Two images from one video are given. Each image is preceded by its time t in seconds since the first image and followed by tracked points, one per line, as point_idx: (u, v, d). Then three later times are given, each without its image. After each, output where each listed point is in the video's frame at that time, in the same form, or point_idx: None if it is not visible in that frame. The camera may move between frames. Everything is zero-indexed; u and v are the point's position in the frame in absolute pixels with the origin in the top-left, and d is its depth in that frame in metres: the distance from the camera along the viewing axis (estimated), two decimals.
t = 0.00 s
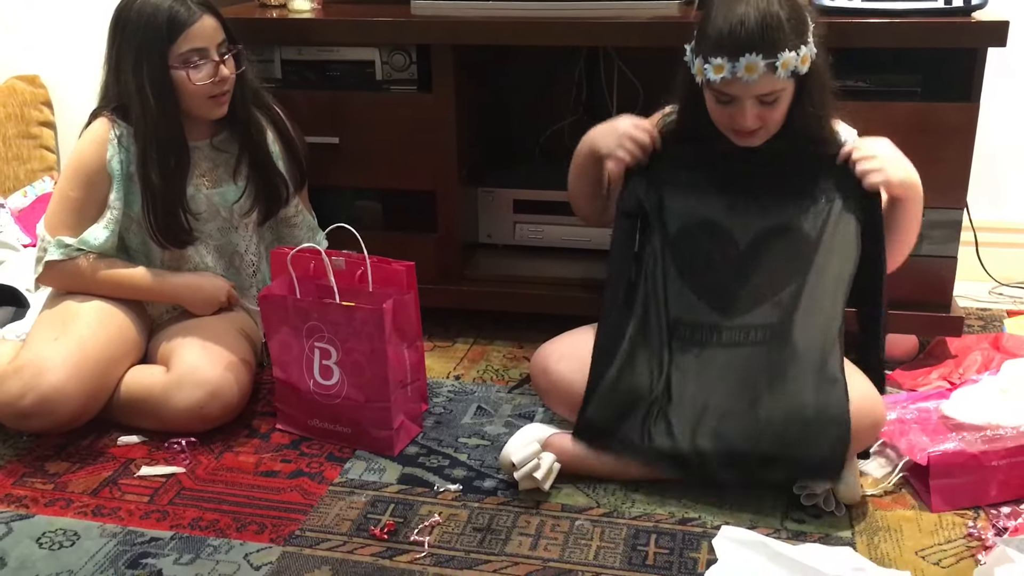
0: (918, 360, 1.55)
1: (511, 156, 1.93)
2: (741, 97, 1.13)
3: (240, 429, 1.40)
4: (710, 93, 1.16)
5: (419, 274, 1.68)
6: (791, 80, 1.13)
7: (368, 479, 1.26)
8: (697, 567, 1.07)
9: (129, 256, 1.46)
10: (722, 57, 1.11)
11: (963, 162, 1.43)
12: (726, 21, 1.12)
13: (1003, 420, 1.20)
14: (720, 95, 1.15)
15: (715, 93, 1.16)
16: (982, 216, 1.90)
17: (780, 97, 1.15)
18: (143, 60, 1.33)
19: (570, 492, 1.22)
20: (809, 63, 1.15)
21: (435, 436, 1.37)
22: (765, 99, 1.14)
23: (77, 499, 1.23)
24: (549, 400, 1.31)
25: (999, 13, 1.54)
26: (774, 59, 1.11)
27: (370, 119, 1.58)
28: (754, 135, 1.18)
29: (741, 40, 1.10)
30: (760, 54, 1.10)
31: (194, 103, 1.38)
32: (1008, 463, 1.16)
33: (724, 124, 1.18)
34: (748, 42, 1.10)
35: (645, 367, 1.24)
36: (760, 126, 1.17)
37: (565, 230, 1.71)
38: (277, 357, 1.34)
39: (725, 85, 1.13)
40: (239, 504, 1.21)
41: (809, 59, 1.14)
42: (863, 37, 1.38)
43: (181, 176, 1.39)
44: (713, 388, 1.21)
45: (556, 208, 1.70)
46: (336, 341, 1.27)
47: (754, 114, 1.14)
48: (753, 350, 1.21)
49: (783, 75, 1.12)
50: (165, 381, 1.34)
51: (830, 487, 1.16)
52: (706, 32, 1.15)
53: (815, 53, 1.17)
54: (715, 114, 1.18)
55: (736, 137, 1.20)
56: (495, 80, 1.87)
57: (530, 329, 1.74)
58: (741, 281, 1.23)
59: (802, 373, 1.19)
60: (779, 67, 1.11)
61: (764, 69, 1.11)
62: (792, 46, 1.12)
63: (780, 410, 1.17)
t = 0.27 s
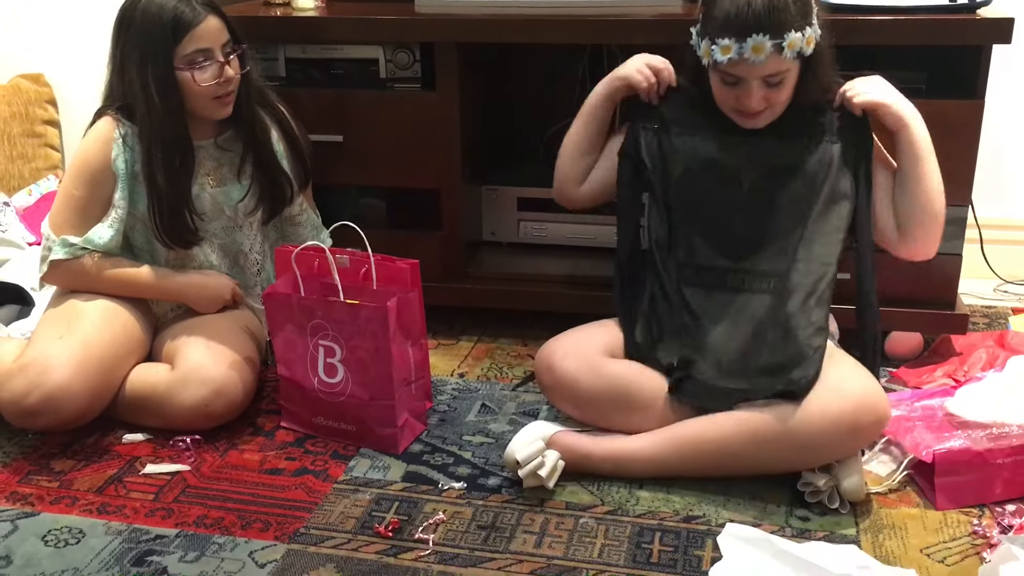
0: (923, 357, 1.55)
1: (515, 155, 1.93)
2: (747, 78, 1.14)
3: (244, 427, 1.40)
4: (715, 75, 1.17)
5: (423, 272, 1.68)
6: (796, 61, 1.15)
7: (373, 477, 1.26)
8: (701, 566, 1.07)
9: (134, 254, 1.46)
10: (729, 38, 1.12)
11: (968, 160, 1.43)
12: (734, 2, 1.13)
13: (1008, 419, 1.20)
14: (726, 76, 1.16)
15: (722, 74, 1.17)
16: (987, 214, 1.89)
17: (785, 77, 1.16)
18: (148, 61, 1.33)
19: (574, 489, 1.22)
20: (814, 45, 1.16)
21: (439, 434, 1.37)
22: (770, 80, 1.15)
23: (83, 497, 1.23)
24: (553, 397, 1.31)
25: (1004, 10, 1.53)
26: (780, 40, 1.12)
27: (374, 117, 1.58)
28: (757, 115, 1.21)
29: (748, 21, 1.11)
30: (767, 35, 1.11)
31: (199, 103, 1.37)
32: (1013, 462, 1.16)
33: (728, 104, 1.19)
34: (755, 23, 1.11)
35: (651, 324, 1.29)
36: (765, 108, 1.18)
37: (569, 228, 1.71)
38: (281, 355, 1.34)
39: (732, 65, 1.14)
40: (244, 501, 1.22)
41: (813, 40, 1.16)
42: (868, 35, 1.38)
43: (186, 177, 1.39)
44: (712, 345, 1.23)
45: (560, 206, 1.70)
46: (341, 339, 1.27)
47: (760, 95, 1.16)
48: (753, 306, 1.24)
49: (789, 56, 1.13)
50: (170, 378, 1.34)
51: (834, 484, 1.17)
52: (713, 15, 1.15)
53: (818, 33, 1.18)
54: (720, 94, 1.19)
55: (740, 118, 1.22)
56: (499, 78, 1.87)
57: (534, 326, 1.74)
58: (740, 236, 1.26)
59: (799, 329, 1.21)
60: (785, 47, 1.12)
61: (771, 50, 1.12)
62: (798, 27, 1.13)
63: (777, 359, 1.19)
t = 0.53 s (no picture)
0: (926, 356, 1.54)
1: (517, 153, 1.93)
2: (751, 59, 1.16)
3: (247, 427, 1.40)
4: (719, 60, 1.20)
5: (425, 271, 1.68)
6: (799, 43, 1.17)
7: (375, 477, 1.26)
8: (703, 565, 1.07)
9: (136, 254, 1.46)
10: (732, 19, 1.14)
11: (970, 158, 1.43)
12: None
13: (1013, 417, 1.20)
14: (730, 60, 1.18)
15: (726, 59, 1.19)
16: (990, 212, 1.89)
17: (789, 60, 1.18)
18: (152, 66, 1.33)
19: (577, 488, 1.22)
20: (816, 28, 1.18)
21: (442, 433, 1.37)
22: (774, 62, 1.17)
23: (85, 497, 1.23)
24: (556, 395, 1.31)
25: (1007, 7, 1.53)
26: (783, 20, 1.14)
27: (376, 117, 1.59)
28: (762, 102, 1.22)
29: (751, 3, 1.14)
30: (769, 15, 1.14)
31: (203, 108, 1.38)
32: (1018, 460, 1.16)
33: (734, 92, 1.21)
34: (758, 5, 1.14)
35: (652, 324, 1.29)
36: (769, 92, 1.20)
37: (572, 227, 1.71)
38: (283, 354, 1.35)
39: (736, 47, 1.16)
40: (246, 501, 1.22)
41: (816, 22, 1.18)
42: (870, 32, 1.37)
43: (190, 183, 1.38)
44: (711, 343, 1.22)
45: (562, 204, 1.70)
46: (343, 338, 1.27)
47: (764, 78, 1.18)
48: (753, 304, 1.24)
49: (792, 37, 1.15)
50: (173, 378, 1.35)
51: (837, 484, 1.16)
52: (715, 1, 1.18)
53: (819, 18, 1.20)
54: (724, 81, 1.21)
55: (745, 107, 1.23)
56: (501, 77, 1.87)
57: (536, 325, 1.74)
58: (741, 233, 1.26)
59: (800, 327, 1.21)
60: (788, 28, 1.14)
61: (774, 30, 1.14)
62: (800, 9, 1.15)
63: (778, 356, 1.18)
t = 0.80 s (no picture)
0: (928, 354, 1.54)
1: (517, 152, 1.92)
2: (752, 44, 1.21)
3: (248, 426, 1.40)
4: (721, 48, 1.24)
5: (427, 270, 1.68)
6: (799, 29, 1.21)
7: (377, 476, 1.26)
8: (705, 563, 1.07)
9: (137, 255, 1.46)
10: (733, 5, 1.20)
11: (972, 156, 1.43)
12: None
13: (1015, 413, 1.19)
14: (731, 47, 1.23)
15: (726, 47, 1.24)
16: (991, 209, 1.89)
17: (790, 45, 1.22)
18: (155, 71, 1.33)
19: (578, 487, 1.22)
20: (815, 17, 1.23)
21: (443, 432, 1.37)
22: (775, 47, 1.22)
23: (87, 497, 1.23)
24: (557, 395, 1.31)
25: (1007, 5, 1.53)
26: (782, 5, 1.19)
27: (377, 116, 1.59)
28: (765, 91, 1.25)
29: None
30: None
31: (207, 112, 1.38)
32: (1019, 457, 1.16)
33: (735, 80, 1.25)
34: None
35: (653, 326, 1.30)
36: (772, 79, 1.23)
37: (573, 225, 1.71)
38: (285, 354, 1.34)
39: (736, 32, 1.21)
40: (248, 500, 1.22)
41: (816, 11, 1.22)
42: (871, 30, 1.37)
43: (192, 188, 1.38)
44: (711, 343, 1.22)
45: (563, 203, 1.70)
46: (344, 337, 1.27)
47: (765, 63, 1.22)
48: (754, 305, 1.23)
49: (792, 21, 1.20)
50: (174, 378, 1.35)
51: (839, 483, 1.16)
52: None
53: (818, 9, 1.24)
54: (726, 70, 1.25)
55: (749, 96, 1.26)
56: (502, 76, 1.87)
57: (538, 325, 1.74)
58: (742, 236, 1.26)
59: (800, 327, 1.19)
60: (787, 12, 1.19)
61: (774, 14, 1.19)
62: None
63: (777, 355, 1.17)
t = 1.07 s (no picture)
0: (928, 353, 1.54)
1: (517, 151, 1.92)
2: (754, 34, 1.21)
3: (248, 426, 1.40)
4: (722, 40, 1.24)
5: (427, 269, 1.68)
6: (801, 21, 1.22)
7: (377, 475, 1.26)
8: (705, 562, 1.07)
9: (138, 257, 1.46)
10: None
11: (972, 154, 1.42)
12: None
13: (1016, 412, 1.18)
14: (733, 38, 1.23)
15: (728, 39, 1.24)
16: (991, 208, 1.89)
17: (792, 38, 1.22)
18: (156, 77, 1.32)
19: (578, 487, 1.22)
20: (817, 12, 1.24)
21: (443, 432, 1.37)
22: (778, 40, 1.22)
23: (87, 496, 1.23)
24: (556, 396, 1.31)
25: (1008, 4, 1.53)
26: None
27: (377, 115, 1.58)
28: (766, 85, 1.25)
29: None
30: None
31: (209, 117, 1.38)
32: (1020, 456, 1.16)
33: (737, 74, 1.25)
34: None
35: (653, 326, 1.30)
36: (774, 72, 1.23)
37: (572, 225, 1.71)
38: (285, 354, 1.34)
39: (739, 21, 1.21)
40: (248, 500, 1.22)
41: (817, 7, 1.23)
42: (871, 29, 1.37)
43: (193, 196, 1.38)
44: (711, 343, 1.22)
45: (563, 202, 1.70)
46: (345, 337, 1.27)
47: (767, 54, 1.22)
48: (753, 305, 1.24)
49: (794, 12, 1.20)
50: (174, 378, 1.35)
51: (839, 482, 1.16)
52: None
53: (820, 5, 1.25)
54: (727, 63, 1.25)
55: (750, 91, 1.26)
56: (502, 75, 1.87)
57: (538, 324, 1.74)
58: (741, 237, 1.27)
59: (800, 327, 1.19)
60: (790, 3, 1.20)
61: (777, 4, 1.19)
62: None
63: (777, 354, 1.17)
